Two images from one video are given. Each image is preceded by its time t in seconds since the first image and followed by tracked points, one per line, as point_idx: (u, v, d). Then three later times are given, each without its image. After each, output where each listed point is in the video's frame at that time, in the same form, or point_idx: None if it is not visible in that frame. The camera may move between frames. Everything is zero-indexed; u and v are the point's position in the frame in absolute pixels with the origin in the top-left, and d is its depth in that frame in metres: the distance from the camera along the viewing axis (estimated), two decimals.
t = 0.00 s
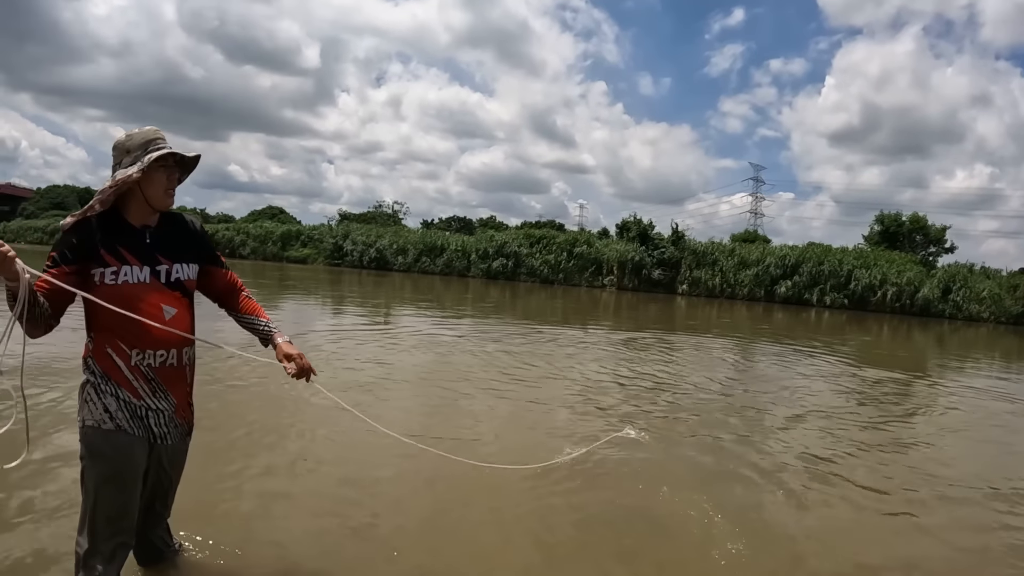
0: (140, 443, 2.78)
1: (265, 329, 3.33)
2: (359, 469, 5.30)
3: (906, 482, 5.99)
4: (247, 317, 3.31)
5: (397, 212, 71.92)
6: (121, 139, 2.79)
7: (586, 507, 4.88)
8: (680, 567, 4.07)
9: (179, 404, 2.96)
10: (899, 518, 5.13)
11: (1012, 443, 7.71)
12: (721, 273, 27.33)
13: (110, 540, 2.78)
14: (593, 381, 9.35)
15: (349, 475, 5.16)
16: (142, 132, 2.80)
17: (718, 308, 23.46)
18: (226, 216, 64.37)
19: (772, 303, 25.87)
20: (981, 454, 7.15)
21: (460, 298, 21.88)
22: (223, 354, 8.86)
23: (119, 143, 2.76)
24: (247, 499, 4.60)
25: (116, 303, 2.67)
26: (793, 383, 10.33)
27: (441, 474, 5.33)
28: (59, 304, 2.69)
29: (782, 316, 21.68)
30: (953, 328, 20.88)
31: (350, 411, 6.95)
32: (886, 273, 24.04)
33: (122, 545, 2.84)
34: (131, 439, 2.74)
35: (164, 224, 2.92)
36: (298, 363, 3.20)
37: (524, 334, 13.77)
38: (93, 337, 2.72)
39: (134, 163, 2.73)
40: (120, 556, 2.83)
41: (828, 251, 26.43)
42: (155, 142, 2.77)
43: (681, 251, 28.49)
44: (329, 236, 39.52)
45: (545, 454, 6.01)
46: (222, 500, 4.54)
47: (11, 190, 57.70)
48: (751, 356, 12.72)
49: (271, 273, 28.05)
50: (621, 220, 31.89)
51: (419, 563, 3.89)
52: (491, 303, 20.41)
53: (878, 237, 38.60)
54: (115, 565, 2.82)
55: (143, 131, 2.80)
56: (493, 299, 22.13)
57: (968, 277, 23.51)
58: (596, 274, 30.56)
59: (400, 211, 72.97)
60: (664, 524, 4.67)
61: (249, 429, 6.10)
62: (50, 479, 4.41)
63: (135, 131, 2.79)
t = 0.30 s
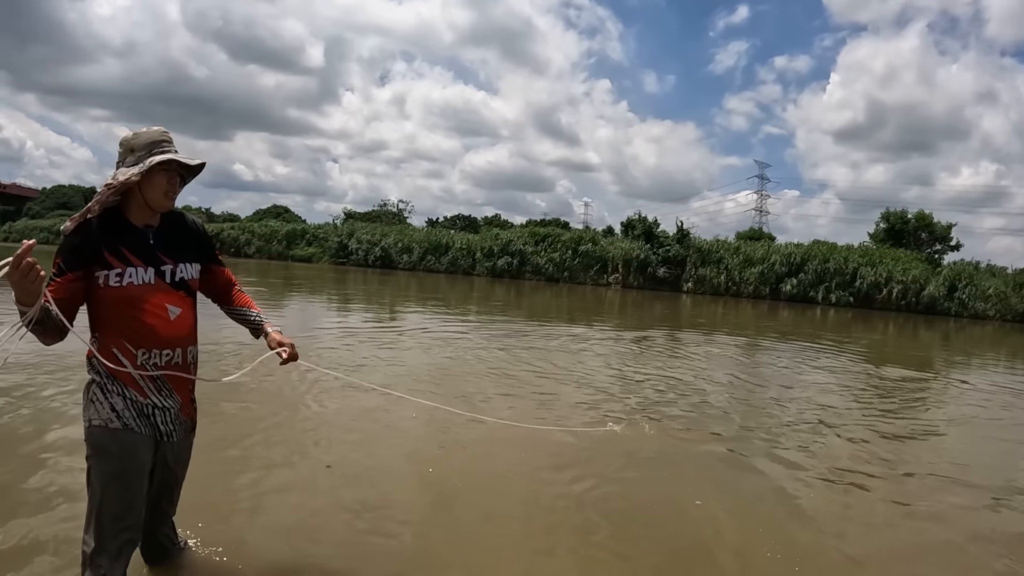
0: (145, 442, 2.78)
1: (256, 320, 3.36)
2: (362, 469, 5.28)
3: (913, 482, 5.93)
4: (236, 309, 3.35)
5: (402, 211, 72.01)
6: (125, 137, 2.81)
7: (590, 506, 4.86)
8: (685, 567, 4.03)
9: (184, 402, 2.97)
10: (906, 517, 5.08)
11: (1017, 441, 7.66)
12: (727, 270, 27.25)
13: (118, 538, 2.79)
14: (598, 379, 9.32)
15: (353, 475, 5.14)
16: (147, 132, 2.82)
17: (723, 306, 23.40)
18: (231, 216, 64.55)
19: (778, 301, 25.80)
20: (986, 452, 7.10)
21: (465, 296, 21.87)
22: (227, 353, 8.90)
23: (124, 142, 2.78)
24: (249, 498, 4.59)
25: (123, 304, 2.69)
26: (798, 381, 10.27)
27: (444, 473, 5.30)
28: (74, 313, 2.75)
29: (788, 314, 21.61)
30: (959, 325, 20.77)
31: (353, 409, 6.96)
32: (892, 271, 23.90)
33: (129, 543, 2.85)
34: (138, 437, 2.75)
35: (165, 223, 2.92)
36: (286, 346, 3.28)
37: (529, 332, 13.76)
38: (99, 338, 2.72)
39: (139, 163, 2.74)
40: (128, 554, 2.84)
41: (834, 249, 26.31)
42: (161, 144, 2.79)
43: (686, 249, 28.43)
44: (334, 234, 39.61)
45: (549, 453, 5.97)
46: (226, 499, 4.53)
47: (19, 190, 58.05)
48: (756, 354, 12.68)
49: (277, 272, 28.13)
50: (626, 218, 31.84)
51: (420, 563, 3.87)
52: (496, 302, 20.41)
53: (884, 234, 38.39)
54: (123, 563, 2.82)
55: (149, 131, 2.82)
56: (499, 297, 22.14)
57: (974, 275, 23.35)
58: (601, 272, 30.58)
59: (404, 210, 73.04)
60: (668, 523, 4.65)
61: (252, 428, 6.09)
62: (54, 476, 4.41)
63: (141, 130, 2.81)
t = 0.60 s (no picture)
0: (161, 437, 2.80)
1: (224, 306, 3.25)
2: (368, 468, 5.26)
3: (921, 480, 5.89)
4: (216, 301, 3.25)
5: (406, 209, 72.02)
6: (136, 135, 2.80)
7: (597, 504, 4.84)
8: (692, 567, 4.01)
9: (193, 397, 3.02)
10: (914, 516, 5.05)
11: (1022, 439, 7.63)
12: (732, 268, 27.20)
13: (132, 537, 2.75)
14: (604, 377, 9.30)
15: (359, 474, 5.12)
16: (159, 133, 2.85)
17: (729, 303, 23.36)
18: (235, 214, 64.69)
19: (783, 299, 25.74)
20: (992, 450, 7.08)
21: (470, 294, 21.91)
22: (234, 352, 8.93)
23: (138, 140, 2.77)
24: (255, 498, 4.58)
25: (138, 302, 2.70)
26: (804, 379, 10.22)
27: (451, 473, 5.28)
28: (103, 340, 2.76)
29: (793, 312, 21.56)
30: (965, 323, 20.68)
31: (359, 407, 6.99)
32: (897, 268, 23.82)
33: (144, 542, 2.80)
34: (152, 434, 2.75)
35: (166, 223, 2.93)
36: (250, 310, 3.12)
37: (533, 330, 13.77)
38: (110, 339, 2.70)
39: (157, 164, 2.77)
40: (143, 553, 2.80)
41: (839, 246, 26.23)
42: (177, 147, 2.85)
43: (691, 246, 28.40)
44: (339, 233, 39.68)
45: (555, 452, 5.95)
46: (232, 499, 4.53)
47: (24, 190, 58.21)
48: (761, 352, 12.66)
49: (282, 271, 28.20)
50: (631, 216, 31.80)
51: (425, 563, 3.85)
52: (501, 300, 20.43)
53: (889, 232, 38.24)
54: (138, 563, 2.77)
55: (162, 133, 2.85)
56: (504, 295, 22.16)
57: (980, 272, 23.24)
58: (606, 270, 30.61)
59: (409, 208, 73.10)
60: (675, 522, 4.63)
61: (258, 427, 6.10)
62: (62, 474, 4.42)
63: (154, 131, 2.84)
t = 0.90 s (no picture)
0: (173, 435, 2.81)
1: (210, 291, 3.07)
2: (374, 466, 5.25)
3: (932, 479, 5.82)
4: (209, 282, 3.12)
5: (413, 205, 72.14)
6: (138, 134, 2.80)
7: (604, 504, 4.80)
8: (699, 567, 3.97)
9: (202, 393, 3.04)
10: (925, 515, 4.99)
11: None
12: (739, 265, 27.09)
13: (142, 536, 2.76)
14: (611, 374, 9.26)
15: (365, 472, 5.10)
16: (161, 132, 2.86)
17: (736, 300, 23.26)
18: (242, 212, 64.92)
19: (790, 295, 25.62)
20: (998, 447, 7.02)
21: (477, 290, 21.93)
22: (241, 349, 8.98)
23: (141, 139, 2.77)
24: (262, 496, 4.57)
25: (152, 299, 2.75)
26: (813, 376, 10.14)
27: (457, 471, 5.26)
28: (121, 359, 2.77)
29: (801, 309, 21.47)
30: (973, 320, 20.54)
31: (365, 404, 7.01)
32: (905, 265, 23.66)
33: (154, 541, 2.81)
34: (165, 433, 2.76)
35: (164, 220, 2.93)
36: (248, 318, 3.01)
37: (540, 326, 13.77)
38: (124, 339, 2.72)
39: (161, 164, 2.78)
40: (154, 553, 2.81)
41: (847, 242, 26.07)
42: (180, 148, 2.86)
43: (699, 242, 28.32)
44: (346, 229, 39.75)
45: (562, 449, 5.92)
46: (238, 497, 4.52)
47: (33, 188, 58.57)
48: (768, 348, 12.61)
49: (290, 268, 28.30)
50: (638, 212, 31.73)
51: (431, 562, 3.82)
52: (509, 296, 20.44)
53: (897, 228, 37.98)
54: (149, 562, 2.78)
55: (164, 132, 2.86)
56: (512, 292, 22.14)
57: (988, 269, 23.03)
58: (613, 266, 30.56)
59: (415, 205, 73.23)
60: (682, 521, 4.60)
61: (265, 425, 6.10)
62: (70, 473, 4.43)
63: (156, 130, 2.84)
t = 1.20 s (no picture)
0: (183, 431, 2.82)
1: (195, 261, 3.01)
2: (381, 463, 5.22)
3: (945, 477, 5.75)
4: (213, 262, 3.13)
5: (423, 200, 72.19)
6: (137, 126, 2.79)
7: (612, 500, 4.77)
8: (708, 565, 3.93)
9: (210, 387, 3.05)
10: (938, 513, 4.91)
11: None
12: (749, 259, 26.96)
13: (152, 532, 2.78)
14: (621, 370, 9.22)
15: (372, 469, 5.09)
16: (160, 123, 2.85)
17: (746, 294, 23.15)
18: (253, 207, 65.25)
19: (801, 290, 25.47)
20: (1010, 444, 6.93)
21: (486, 285, 21.96)
22: (250, 345, 9.03)
23: (140, 131, 2.77)
24: (269, 494, 4.56)
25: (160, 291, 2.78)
26: (824, 372, 10.04)
27: (464, 467, 5.23)
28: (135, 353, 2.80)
29: (811, 303, 21.33)
30: (985, 316, 20.35)
31: (373, 398, 7.04)
32: (917, 259, 23.44)
33: (165, 536, 2.84)
34: (174, 429, 2.77)
35: (166, 213, 2.95)
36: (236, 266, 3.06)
37: (549, 321, 13.77)
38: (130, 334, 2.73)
39: (161, 155, 2.78)
40: (165, 547, 2.84)
41: (858, 237, 25.85)
42: (179, 137, 2.85)
43: (709, 237, 28.19)
44: (356, 224, 39.88)
45: (572, 446, 5.88)
46: (245, 494, 4.53)
47: (45, 184, 58.92)
48: (777, 343, 12.54)
49: (301, 262, 28.46)
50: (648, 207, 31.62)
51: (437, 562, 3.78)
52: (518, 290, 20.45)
53: (908, 223, 37.65)
54: (159, 557, 2.81)
55: (163, 123, 2.85)
56: (522, 286, 22.17)
57: (1000, 264, 22.75)
58: (623, 260, 30.50)
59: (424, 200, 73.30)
60: (692, 518, 4.56)
61: (274, 421, 6.10)
62: (80, 469, 4.46)
63: (154, 121, 2.83)
